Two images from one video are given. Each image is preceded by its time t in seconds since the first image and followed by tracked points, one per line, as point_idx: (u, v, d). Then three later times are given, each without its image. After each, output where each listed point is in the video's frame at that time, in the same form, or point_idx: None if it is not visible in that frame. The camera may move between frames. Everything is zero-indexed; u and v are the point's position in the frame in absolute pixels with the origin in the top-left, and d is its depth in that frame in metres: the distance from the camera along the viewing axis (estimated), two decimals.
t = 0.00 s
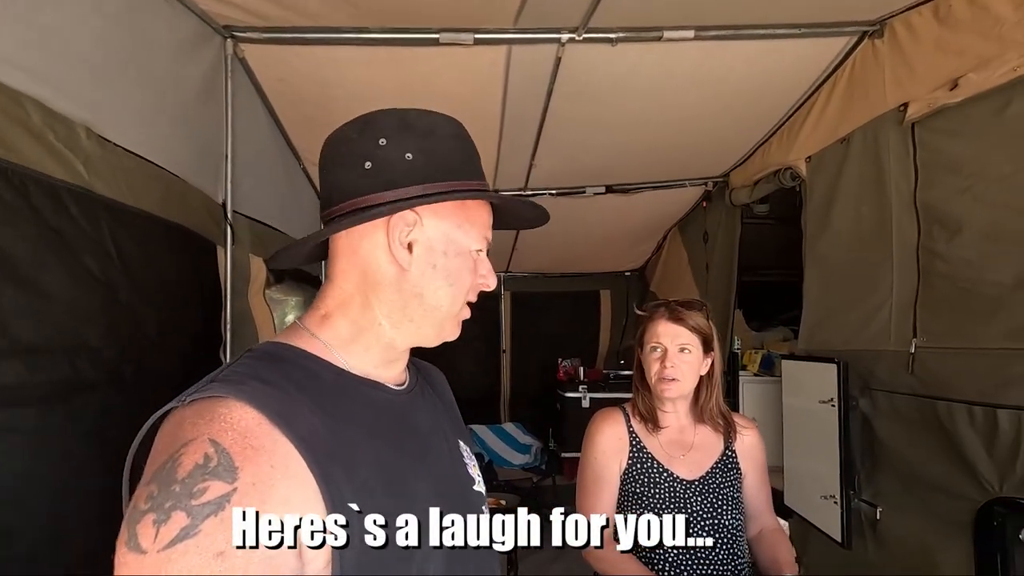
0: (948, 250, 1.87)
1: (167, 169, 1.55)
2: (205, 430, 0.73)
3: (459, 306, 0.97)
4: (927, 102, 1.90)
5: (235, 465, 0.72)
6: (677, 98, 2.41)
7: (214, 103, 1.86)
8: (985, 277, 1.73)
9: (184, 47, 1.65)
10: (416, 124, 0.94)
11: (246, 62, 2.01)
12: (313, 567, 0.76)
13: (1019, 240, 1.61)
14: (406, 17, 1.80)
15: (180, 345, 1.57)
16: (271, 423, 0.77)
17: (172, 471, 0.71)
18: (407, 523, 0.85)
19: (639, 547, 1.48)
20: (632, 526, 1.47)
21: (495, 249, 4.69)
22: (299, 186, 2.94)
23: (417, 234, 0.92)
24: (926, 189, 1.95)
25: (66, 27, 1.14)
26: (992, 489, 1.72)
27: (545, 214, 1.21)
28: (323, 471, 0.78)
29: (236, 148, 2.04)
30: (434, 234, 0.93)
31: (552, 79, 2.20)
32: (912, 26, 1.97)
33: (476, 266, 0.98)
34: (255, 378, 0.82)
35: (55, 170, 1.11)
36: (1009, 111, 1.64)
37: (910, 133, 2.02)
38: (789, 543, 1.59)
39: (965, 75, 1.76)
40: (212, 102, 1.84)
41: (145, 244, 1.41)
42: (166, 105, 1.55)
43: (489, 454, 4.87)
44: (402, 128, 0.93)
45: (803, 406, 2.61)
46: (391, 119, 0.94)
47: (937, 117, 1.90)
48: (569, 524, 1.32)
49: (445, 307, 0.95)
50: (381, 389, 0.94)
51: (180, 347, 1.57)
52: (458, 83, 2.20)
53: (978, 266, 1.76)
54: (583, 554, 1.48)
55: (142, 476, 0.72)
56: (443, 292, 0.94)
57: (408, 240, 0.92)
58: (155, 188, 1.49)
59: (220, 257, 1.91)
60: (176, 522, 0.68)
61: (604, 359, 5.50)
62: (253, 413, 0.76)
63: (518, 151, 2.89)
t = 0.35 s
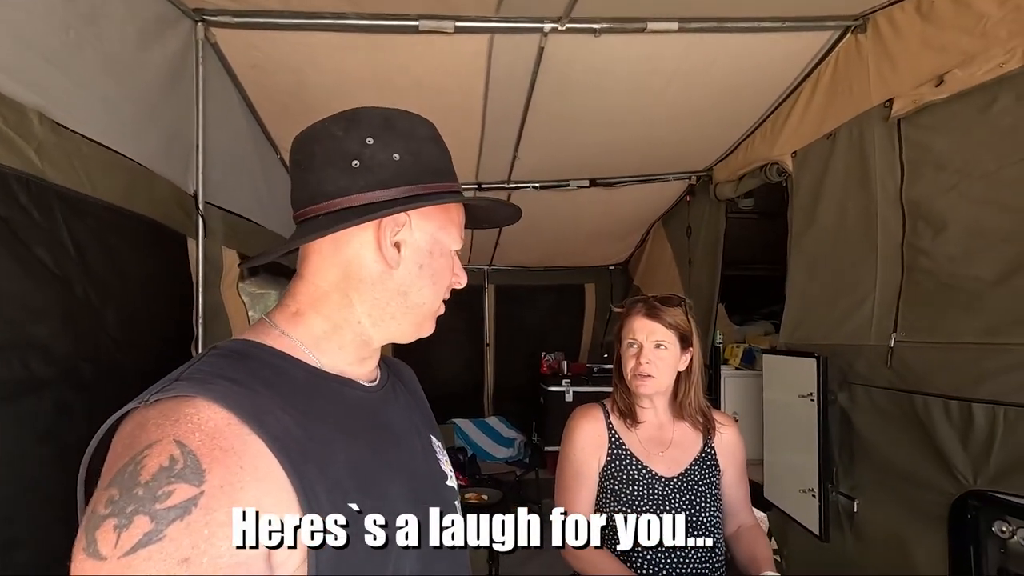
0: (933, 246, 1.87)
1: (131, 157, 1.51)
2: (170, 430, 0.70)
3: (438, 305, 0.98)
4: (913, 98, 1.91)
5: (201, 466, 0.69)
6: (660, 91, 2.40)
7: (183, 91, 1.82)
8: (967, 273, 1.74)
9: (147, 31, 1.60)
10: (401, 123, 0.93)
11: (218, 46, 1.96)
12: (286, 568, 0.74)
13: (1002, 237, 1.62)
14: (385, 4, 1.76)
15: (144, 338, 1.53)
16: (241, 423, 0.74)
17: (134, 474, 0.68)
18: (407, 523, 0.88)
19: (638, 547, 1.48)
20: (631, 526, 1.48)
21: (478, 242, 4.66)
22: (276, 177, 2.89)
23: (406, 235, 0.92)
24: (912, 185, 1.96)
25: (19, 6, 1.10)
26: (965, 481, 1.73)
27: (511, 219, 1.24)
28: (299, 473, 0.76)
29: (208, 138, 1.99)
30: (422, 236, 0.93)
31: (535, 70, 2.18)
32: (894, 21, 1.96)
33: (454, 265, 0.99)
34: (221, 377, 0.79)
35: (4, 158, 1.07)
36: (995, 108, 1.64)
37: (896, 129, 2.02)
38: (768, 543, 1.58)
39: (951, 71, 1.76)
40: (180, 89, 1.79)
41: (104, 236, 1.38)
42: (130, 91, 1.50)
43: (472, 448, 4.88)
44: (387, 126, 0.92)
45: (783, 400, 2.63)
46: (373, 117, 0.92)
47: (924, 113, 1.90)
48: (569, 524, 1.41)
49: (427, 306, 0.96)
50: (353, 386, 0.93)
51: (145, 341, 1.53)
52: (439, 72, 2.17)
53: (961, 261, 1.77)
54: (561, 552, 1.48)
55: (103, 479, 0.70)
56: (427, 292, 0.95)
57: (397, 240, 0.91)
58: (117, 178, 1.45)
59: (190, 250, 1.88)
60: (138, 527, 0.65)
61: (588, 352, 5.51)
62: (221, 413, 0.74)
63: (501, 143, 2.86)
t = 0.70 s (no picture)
0: (920, 240, 1.89)
1: (117, 148, 1.48)
2: (182, 419, 0.72)
3: (433, 297, 0.96)
4: (901, 92, 1.91)
5: (212, 454, 0.70)
6: (653, 84, 2.39)
7: (169, 79, 1.79)
8: (954, 267, 1.75)
9: (133, 17, 1.58)
10: (390, 122, 0.92)
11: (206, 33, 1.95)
12: (289, 566, 0.74)
13: (989, 232, 1.64)
14: None
15: (130, 331, 1.51)
16: (248, 414, 0.75)
17: (147, 461, 0.69)
18: (407, 523, 0.87)
19: (638, 547, 1.49)
20: (631, 526, 1.49)
21: (470, 235, 4.65)
22: (264, 169, 2.86)
23: (394, 226, 0.91)
24: (899, 178, 1.97)
25: None
26: (953, 473, 1.75)
27: (506, 208, 1.22)
28: (303, 461, 0.76)
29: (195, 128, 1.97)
30: (411, 227, 0.92)
31: (528, 60, 2.16)
32: (887, 16, 1.97)
33: (449, 257, 0.98)
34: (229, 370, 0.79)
35: None
36: (982, 103, 1.65)
37: (884, 124, 2.03)
38: (761, 538, 1.57)
39: (938, 65, 1.77)
40: (165, 77, 1.77)
41: (88, 229, 1.35)
42: (116, 78, 1.48)
43: (463, 441, 4.89)
44: (375, 125, 0.91)
45: (774, 393, 2.64)
46: (362, 115, 0.91)
47: (911, 108, 1.91)
48: (569, 524, 1.43)
49: (421, 298, 0.94)
50: (354, 379, 0.93)
51: (130, 333, 1.51)
52: (432, 62, 2.16)
53: (948, 256, 1.78)
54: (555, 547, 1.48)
55: (117, 468, 0.71)
56: (420, 283, 0.93)
57: (386, 232, 0.90)
58: (102, 166, 1.42)
59: (178, 242, 1.86)
60: (153, 510, 0.66)
61: (579, 345, 5.53)
62: (229, 403, 0.75)
63: (494, 135, 2.85)
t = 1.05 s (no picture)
0: (904, 233, 1.87)
1: (99, 136, 1.44)
2: (187, 418, 0.69)
3: (410, 280, 0.91)
4: (889, 82, 1.89)
5: (219, 453, 0.68)
6: (649, 76, 2.37)
7: (152, 66, 1.75)
8: (941, 261, 1.74)
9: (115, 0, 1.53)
10: (344, 118, 0.94)
11: (191, 19, 1.91)
12: (287, 566, 0.72)
13: (969, 224, 1.64)
14: None
15: (112, 327, 1.48)
16: (252, 416, 0.73)
17: (154, 459, 0.67)
18: (407, 523, 0.86)
19: (639, 547, 1.46)
20: (632, 526, 1.46)
21: (464, 228, 4.61)
22: (253, 160, 2.82)
23: (340, 216, 0.89)
24: (885, 169, 1.95)
25: None
26: (951, 469, 1.73)
27: (497, 178, 1.14)
28: (304, 463, 0.74)
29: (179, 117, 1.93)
30: (357, 212, 0.89)
31: (523, 50, 2.12)
32: (881, 6, 1.94)
33: (422, 237, 0.92)
34: (233, 372, 0.78)
35: None
36: (959, 90, 1.66)
37: (873, 114, 2.01)
38: (761, 536, 1.55)
39: (927, 54, 1.74)
40: (147, 64, 1.73)
41: (70, 220, 1.32)
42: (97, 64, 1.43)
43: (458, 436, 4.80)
44: (325, 125, 0.94)
45: (769, 388, 2.63)
46: (317, 119, 0.95)
47: (899, 97, 1.89)
48: (569, 523, 1.42)
49: (392, 283, 0.90)
50: (354, 382, 0.90)
51: (111, 327, 1.47)
52: (424, 51, 2.12)
53: (932, 248, 1.77)
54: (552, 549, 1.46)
55: (123, 466, 0.68)
56: (384, 267, 0.89)
57: (336, 224, 0.89)
58: (84, 153, 1.38)
59: (162, 233, 1.82)
60: (159, 505, 0.64)
61: (573, 339, 5.51)
62: (235, 405, 0.73)
63: (488, 127, 2.81)
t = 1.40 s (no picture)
0: (914, 231, 1.86)
1: (82, 129, 1.42)
2: (199, 420, 0.67)
3: (410, 277, 0.89)
4: (899, 79, 1.87)
5: (231, 456, 0.66)
6: (649, 69, 2.34)
7: (138, 57, 1.72)
8: (946, 257, 1.74)
9: None
10: (333, 118, 0.92)
11: (180, 8, 1.88)
12: (296, 566, 0.70)
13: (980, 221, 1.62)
14: None
15: (99, 327, 1.45)
16: (264, 418, 0.71)
17: (165, 460, 0.64)
18: (407, 523, 0.82)
19: (639, 547, 1.45)
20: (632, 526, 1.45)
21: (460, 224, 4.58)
22: (245, 153, 2.78)
23: (335, 218, 0.87)
24: (896, 167, 1.94)
25: None
26: (950, 467, 1.73)
27: (488, 165, 1.11)
28: (314, 467, 0.72)
29: (168, 109, 1.90)
30: (350, 212, 0.87)
31: (520, 43, 2.10)
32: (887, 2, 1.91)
33: (419, 232, 0.90)
34: (244, 373, 0.76)
35: None
36: (972, 90, 1.64)
37: (883, 111, 1.99)
38: (762, 537, 1.53)
39: (938, 51, 1.72)
40: (134, 55, 1.70)
41: (53, 216, 1.29)
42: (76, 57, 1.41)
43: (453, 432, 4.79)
44: (316, 126, 0.92)
45: (767, 385, 2.62)
46: (307, 121, 0.93)
47: (909, 95, 1.86)
48: (568, 523, 1.40)
49: (393, 281, 0.88)
50: (365, 385, 0.88)
51: (99, 324, 1.45)
52: (420, 44, 2.09)
53: (944, 246, 1.75)
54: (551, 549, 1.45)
55: (132, 467, 0.66)
56: (383, 266, 0.87)
57: (330, 225, 0.87)
58: (66, 148, 1.35)
59: (151, 229, 1.80)
60: (170, 509, 0.62)
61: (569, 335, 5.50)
62: (246, 407, 0.70)
63: (484, 121, 2.79)
